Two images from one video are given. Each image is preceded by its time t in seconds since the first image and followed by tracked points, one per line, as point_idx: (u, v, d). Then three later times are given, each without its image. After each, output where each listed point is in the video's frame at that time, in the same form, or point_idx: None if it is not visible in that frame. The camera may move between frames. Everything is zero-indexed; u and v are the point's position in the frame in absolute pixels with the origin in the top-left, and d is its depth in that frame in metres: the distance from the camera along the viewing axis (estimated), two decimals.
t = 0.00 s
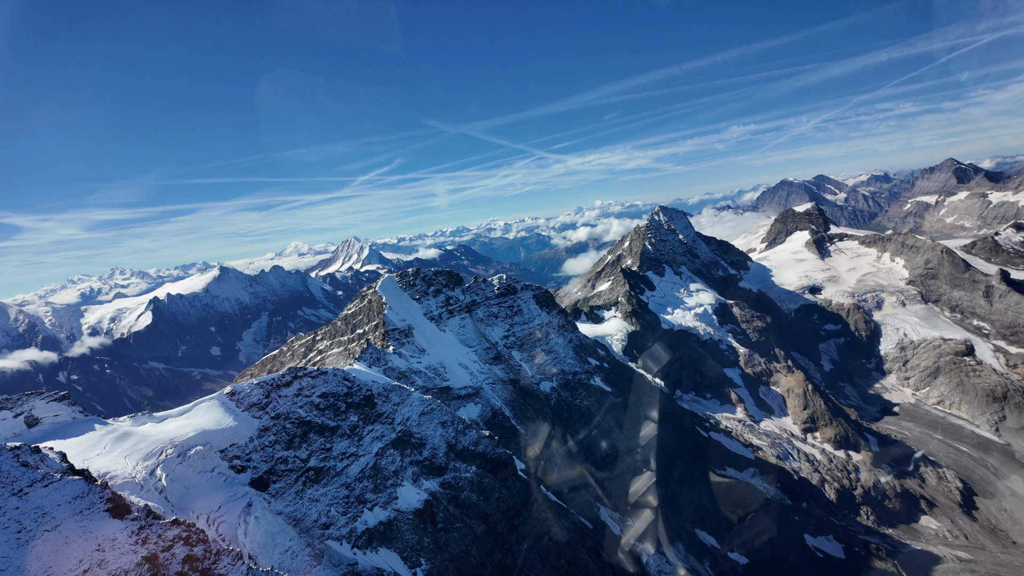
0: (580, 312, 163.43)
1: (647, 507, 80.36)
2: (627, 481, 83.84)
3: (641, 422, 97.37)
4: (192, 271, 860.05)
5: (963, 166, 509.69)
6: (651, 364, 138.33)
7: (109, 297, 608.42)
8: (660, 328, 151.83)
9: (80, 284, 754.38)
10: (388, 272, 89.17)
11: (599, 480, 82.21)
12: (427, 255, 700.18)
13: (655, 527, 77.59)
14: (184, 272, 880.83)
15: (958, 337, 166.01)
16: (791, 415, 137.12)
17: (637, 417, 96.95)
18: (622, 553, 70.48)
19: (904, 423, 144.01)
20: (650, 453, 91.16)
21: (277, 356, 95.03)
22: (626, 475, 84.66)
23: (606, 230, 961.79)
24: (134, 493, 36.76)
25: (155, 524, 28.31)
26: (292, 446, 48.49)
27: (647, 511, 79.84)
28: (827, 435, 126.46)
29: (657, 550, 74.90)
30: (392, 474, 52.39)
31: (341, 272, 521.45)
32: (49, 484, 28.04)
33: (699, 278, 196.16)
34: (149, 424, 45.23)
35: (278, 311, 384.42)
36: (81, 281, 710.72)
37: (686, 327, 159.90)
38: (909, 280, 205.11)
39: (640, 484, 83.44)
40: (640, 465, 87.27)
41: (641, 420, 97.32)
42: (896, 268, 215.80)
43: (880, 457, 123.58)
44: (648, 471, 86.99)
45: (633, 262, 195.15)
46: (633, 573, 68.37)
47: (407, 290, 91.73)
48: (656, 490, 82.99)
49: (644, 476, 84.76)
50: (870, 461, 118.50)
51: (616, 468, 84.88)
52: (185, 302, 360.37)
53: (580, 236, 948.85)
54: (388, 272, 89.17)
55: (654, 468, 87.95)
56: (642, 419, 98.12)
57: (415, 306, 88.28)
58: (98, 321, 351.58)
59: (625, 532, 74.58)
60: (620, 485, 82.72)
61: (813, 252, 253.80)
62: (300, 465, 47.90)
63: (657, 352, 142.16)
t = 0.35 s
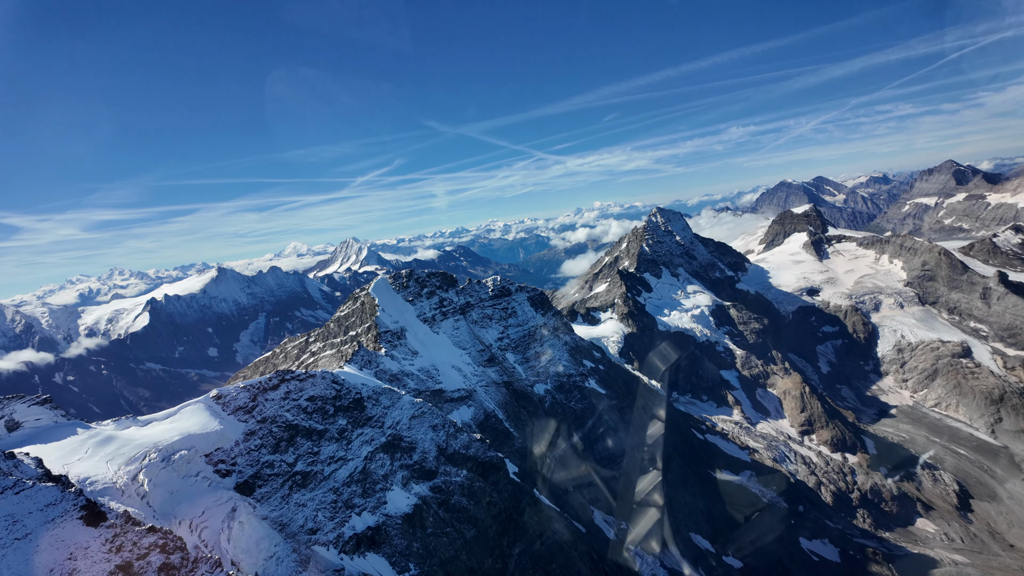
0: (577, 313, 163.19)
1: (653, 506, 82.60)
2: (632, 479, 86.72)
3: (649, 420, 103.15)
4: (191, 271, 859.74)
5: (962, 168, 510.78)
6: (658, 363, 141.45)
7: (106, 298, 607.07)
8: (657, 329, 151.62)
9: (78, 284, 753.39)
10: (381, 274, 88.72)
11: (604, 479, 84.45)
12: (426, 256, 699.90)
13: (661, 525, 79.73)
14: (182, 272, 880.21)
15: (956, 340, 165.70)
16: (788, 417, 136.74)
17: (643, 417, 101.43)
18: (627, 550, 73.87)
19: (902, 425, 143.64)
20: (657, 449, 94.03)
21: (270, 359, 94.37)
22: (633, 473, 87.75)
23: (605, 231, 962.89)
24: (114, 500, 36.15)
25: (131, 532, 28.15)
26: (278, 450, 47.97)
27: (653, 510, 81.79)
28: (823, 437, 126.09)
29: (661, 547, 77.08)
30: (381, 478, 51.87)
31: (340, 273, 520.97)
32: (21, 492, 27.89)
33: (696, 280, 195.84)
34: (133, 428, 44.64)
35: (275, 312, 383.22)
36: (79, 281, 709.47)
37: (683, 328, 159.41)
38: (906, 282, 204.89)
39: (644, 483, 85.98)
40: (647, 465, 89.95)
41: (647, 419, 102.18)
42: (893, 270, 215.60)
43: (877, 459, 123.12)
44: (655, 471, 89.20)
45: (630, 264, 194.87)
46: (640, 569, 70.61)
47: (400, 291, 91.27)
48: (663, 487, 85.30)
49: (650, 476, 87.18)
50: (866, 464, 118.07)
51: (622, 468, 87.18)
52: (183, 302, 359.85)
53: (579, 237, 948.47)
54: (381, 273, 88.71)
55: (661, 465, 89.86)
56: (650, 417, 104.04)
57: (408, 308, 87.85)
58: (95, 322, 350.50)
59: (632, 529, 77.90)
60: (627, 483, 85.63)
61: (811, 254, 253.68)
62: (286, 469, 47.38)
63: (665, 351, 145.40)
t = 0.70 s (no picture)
0: (573, 314, 163.02)
1: (659, 504, 83.67)
2: (639, 476, 88.26)
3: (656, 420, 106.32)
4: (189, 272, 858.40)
5: (961, 170, 511.19)
6: (665, 360, 144.47)
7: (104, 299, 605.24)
8: (653, 331, 151.76)
9: (76, 285, 751.37)
10: (375, 275, 88.26)
11: (610, 477, 85.32)
12: (424, 257, 699.47)
13: (666, 522, 80.97)
14: (181, 273, 878.79)
15: (953, 341, 165.31)
16: (785, 420, 136.28)
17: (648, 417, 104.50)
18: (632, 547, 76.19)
19: (899, 427, 143.13)
20: (664, 447, 96.40)
21: (263, 360, 93.90)
22: (639, 467, 89.72)
23: (604, 232, 963.22)
24: (94, 505, 35.23)
25: (105, 539, 33.41)
26: (265, 454, 47.53)
27: (659, 508, 82.88)
28: (821, 440, 125.53)
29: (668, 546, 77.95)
30: (370, 483, 51.37)
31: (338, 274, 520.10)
32: None
33: (694, 282, 195.49)
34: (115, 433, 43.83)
35: (273, 313, 382.16)
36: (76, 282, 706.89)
37: (680, 330, 158.97)
38: (904, 284, 204.49)
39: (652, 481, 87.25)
40: (654, 461, 92.14)
41: (654, 418, 105.45)
42: (892, 272, 215.28)
43: (873, 462, 122.75)
44: (663, 468, 91.00)
45: (627, 265, 194.56)
46: (643, 566, 72.56)
47: (393, 293, 90.77)
48: (669, 486, 86.20)
49: (659, 474, 88.92)
50: (864, 466, 117.55)
51: (628, 466, 88.62)
52: (180, 303, 359.58)
53: (578, 238, 947.85)
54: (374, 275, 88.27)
55: (668, 464, 91.32)
56: (657, 417, 107.63)
57: (401, 309, 87.42)
58: (93, 323, 349.67)
59: (636, 525, 79.67)
60: (633, 481, 86.93)
61: (809, 255, 253.29)
62: (273, 474, 46.97)
63: (671, 348, 148.46)
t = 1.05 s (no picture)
0: (569, 316, 163.08)
1: (661, 503, 83.32)
2: (641, 476, 89.15)
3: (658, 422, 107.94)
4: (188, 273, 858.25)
5: (960, 171, 511.27)
6: (668, 360, 146.22)
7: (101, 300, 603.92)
8: (649, 333, 152.01)
9: (74, 286, 750.27)
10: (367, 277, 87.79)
11: (612, 475, 86.03)
12: (423, 258, 698.78)
13: (668, 522, 80.69)
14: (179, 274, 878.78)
15: (951, 343, 164.79)
16: (781, 422, 135.91)
17: (650, 419, 106.06)
18: (632, 547, 76.56)
19: (896, 429, 142.75)
20: (666, 447, 97.25)
21: (256, 363, 93.31)
22: (642, 469, 90.45)
23: (602, 234, 963.27)
24: (74, 512, 35.02)
25: (78, 548, 32.62)
26: (251, 458, 47.00)
27: (661, 508, 82.58)
28: (817, 442, 124.94)
29: (670, 547, 77.95)
30: (358, 487, 50.95)
31: (337, 275, 519.22)
32: None
33: (691, 283, 195.23)
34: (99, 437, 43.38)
35: (271, 314, 381.22)
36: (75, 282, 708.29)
37: (676, 332, 158.70)
38: (901, 285, 204.41)
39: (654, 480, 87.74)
40: (656, 461, 92.75)
41: (655, 420, 107.35)
42: (889, 274, 215.23)
43: (870, 464, 122.41)
44: (665, 468, 91.43)
45: (624, 267, 194.34)
46: (645, 566, 73.42)
47: (385, 295, 90.22)
48: (671, 487, 85.78)
49: (660, 474, 88.85)
50: (860, 469, 117.12)
51: (629, 466, 89.32)
52: (177, 305, 359.28)
53: (577, 240, 948.56)
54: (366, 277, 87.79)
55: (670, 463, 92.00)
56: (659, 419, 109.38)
57: (394, 312, 86.86)
58: (90, 324, 349.31)
59: (638, 525, 79.79)
60: (634, 482, 87.54)
61: (807, 257, 253.29)
62: (259, 479, 46.44)
63: (675, 348, 150.28)
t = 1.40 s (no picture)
0: (565, 318, 162.73)
1: (661, 506, 84.36)
2: (641, 479, 90.07)
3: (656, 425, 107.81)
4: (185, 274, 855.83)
5: (956, 173, 512.90)
6: (671, 363, 146.54)
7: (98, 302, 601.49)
8: (645, 335, 152.03)
9: (71, 287, 748.18)
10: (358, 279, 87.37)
11: (611, 477, 87.13)
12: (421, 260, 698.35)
13: (670, 526, 81.65)
14: (177, 275, 876.75)
15: (946, 345, 164.90)
16: (776, 424, 135.87)
17: (650, 421, 107.08)
18: (634, 551, 76.55)
19: (891, 431, 142.86)
20: (666, 450, 98.62)
21: (247, 365, 92.86)
22: (642, 472, 91.62)
23: (600, 236, 964.21)
24: (51, 519, 34.77)
25: (51, 557, 32.60)
26: (236, 463, 46.51)
27: (661, 510, 83.74)
28: (812, 445, 124.69)
29: (671, 551, 78.13)
30: (346, 492, 50.43)
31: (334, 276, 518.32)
32: None
33: (687, 285, 195.16)
34: (79, 441, 42.91)
35: (267, 315, 380.09)
36: (72, 283, 706.33)
37: (671, 334, 158.65)
38: (898, 287, 204.62)
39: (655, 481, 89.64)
40: (656, 465, 93.93)
41: (654, 422, 107.68)
42: (885, 275, 215.45)
43: (865, 466, 122.35)
44: (664, 471, 92.82)
45: (620, 269, 194.16)
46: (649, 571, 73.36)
47: (377, 297, 89.76)
48: (671, 489, 87.08)
49: (661, 476, 90.54)
50: (855, 471, 116.95)
51: (629, 467, 90.76)
52: (174, 306, 358.19)
53: (575, 241, 948.56)
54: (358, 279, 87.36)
55: (669, 466, 93.35)
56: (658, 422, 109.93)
57: (386, 314, 86.42)
58: (85, 326, 347.59)
59: (640, 529, 80.03)
60: (636, 483, 88.82)
61: (803, 259, 253.47)
62: (245, 483, 45.92)
63: (674, 352, 149.76)
